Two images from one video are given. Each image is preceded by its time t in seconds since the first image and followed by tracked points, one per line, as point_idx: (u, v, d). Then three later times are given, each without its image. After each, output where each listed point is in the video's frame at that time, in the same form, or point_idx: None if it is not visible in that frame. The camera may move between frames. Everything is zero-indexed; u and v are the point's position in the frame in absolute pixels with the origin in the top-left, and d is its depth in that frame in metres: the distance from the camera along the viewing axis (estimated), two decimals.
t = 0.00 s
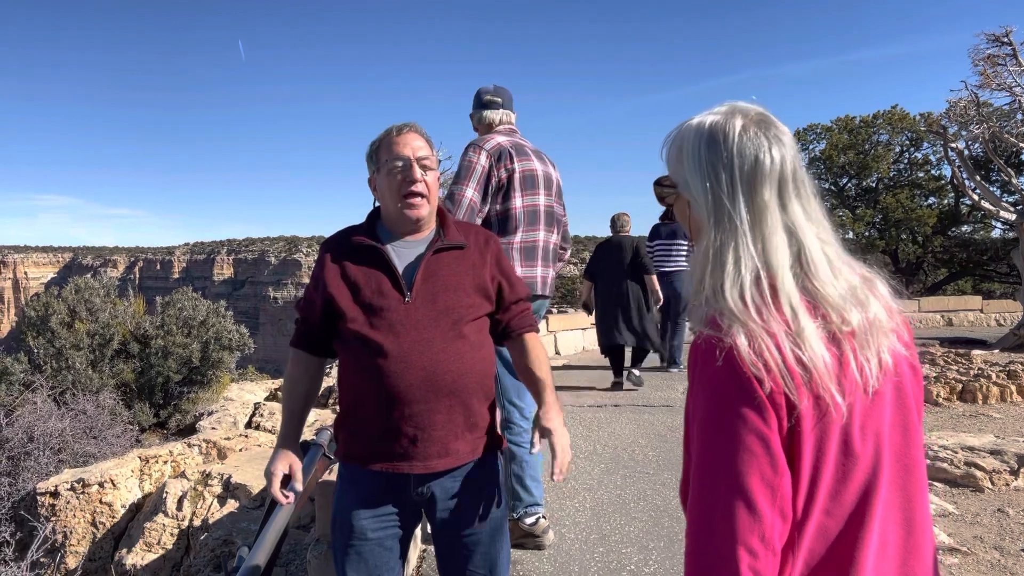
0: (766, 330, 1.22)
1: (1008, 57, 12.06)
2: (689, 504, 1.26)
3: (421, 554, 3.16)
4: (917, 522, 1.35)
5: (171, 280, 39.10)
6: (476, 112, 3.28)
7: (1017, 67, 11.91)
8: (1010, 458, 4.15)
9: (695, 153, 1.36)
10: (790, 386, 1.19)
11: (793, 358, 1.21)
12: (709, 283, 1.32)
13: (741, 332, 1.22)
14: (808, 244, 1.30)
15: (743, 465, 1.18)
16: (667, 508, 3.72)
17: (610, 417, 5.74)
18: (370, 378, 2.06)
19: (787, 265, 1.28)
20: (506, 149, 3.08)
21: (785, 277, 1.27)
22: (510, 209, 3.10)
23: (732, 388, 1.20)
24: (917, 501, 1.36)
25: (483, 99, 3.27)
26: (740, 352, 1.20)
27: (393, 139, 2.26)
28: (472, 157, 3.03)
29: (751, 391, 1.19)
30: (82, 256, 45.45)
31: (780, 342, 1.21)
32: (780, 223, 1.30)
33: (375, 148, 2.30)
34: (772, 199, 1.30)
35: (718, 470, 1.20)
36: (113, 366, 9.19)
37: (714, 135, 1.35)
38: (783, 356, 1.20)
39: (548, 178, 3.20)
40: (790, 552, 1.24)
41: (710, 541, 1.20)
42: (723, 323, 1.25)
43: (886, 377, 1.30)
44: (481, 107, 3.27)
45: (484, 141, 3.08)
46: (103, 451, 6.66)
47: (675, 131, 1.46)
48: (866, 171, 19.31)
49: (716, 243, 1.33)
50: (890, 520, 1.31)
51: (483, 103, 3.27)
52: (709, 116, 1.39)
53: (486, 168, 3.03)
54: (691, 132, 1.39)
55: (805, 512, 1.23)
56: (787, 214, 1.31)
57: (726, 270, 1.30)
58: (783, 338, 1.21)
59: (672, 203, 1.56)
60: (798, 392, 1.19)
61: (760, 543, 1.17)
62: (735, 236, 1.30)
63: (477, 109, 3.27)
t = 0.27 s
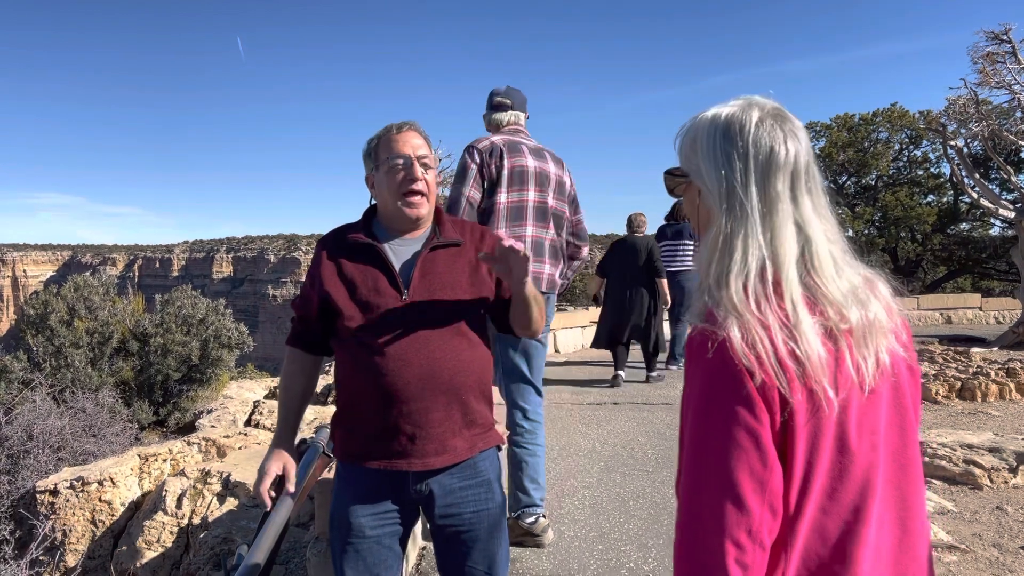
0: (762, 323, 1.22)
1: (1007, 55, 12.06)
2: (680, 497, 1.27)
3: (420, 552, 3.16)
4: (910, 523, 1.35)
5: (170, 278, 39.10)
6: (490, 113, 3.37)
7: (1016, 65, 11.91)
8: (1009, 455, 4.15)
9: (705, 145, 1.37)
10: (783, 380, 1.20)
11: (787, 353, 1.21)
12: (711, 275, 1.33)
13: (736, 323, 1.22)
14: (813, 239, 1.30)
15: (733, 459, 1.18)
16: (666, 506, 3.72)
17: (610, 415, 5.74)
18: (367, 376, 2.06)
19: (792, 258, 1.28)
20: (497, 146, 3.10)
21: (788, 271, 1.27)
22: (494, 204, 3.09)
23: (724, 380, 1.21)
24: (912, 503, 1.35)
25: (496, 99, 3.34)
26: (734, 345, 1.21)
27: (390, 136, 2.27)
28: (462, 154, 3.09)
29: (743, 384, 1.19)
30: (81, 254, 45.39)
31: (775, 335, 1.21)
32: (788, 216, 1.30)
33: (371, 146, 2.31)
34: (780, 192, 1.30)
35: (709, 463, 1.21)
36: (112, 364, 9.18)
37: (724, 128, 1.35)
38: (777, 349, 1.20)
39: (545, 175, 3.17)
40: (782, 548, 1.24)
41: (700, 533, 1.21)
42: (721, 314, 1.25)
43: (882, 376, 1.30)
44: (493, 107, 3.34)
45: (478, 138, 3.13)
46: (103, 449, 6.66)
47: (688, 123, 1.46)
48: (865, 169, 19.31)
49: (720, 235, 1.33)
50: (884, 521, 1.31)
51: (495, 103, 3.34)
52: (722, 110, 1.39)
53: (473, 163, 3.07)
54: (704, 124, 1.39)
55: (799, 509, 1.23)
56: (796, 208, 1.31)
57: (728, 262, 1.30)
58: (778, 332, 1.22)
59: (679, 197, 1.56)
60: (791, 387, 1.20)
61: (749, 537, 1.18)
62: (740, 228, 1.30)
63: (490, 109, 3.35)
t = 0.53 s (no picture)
0: (761, 318, 1.22)
1: (1006, 53, 12.07)
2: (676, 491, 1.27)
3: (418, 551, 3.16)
4: (908, 522, 1.35)
5: (168, 277, 39.06)
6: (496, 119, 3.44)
7: (1015, 63, 11.91)
8: (1008, 453, 4.15)
9: (709, 139, 1.37)
10: (781, 375, 1.19)
11: (785, 348, 1.21)
12: (712, 270, 1.32)
13: (734, 317, 1.22)
14: (816, 236, 1.30)
15: (728, 454, 1.18)
16: (665, 504, 3.72)
17: (609, 413, 5.74)
18: (357, 376, 2.05)
19: (794, 254, 1.28)
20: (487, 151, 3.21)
21: (789, 267, 1.27)
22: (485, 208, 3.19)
23: (721, 374, 1.20)
24: (910, 501, 1.35)
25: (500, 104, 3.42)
26: (732, 339, 1.20)
27: (374, 134, 2.24)
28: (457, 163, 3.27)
29: (739, 379, 1.19)
30: (79, 253, 45.32)
31: (774, 330, 1.21)
32: (791, 212, 1.30)
33: (353, 144, 2.28)
34: (783, 187, 1.30)
35: (705, 457, 1.21)
36: (111, 362, 9.17)
37: (728, 122, 1.35)
38: (775, 345, 1.20)
39: (534, 175, 3.20)
40: (778, 544, 1.23)
41: (695, 527, 1.21)
42: (720, 309, 1.25)
43: (882, 374, 1.30)
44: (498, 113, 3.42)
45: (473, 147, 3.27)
46: (101, 448, 6.66)
47: (693, 119, 1.45)
48: (864, 167, 19.32)
49: (723, 230, 1.33)
50: (882, 519, 1.31)
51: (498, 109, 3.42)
52: (726, 105, 1.39)
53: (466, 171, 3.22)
54: (709, 119, 1.39)
55: (796, 505, 1.23)
56: (800, 204, 1.31)
57: (729, 256, 1.30)
58: (775, 328, 1.22)
59: (682, 192, 1.56)
60: (788, 383, 1.20)
61: (743, 532, 1.18)
62: (742, 223, 1.30)
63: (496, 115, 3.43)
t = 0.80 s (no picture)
0: (759, 315, 1.22)
1: (1003, 51, 12.09)
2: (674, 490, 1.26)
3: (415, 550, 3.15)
4: (908, 520, 1.35)
5: (165, 275, 38.99)
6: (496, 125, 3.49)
7: (1012, 61, 11.93)
8: (1005, 451, 4.15)
9: (707, 136, 1.36)
10: (779, 372, 1.19)
11: (783, 344, 1.21)
12: (710, 267, 1.31)
13: (731, 314, 1.22)
14: (815, 232, 1.30)
15: (726, 452, 1.18)
16: (662, 502, 3.72)
17: (606, 412, 5.73)
18: (347, 378, 2.03)
19: (793, 251, 1.27)
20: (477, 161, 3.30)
21: (788, 263, 1.26)
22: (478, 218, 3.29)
23: (718, 372, 1.20)
24: (909, 499, 1.35)
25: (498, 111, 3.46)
26: (729, 337, 1.20)
27: (354, 133, 2.20)
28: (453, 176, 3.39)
29: (737, 376, 1.18)
30: (76, 251, 45.16)
31: (772, 327, 1.21)
32: (790, 208, 1.29)
33: (330, 140, 2.23)
34: (782, 183, 1.29)
35: (702, 455, 1.20)
36: (107, 361, 9.14)
37: (726, 119, 1.35)
38: (772, 342, 1.20)
39: (521, 183, 3.25)
40: (778, 543, 1.23)
41: (694, 526, 1.20)
42: (717, 307, 1.25)
43: (881, 371, 1.30)
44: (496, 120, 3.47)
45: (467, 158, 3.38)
46: (98, 447, 6.64)
47: (690, 117, 1.45)
48: (861, 166, 19.33)
49: (721, 227, 1.32)
50: (882, 518, 1.30)
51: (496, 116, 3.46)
52: (723, 103, 1.38)
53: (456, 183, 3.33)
54: (707, 116, 1.38)
55: (795, 503, 1.22)
56: (799, 201, 1.31)
57: (728, 253, 1.29)
58: (773, 325, 1.21)
59: (677, 191, 1.55)
60: (786, 380, 1.19)
61: (742, 530, 1.17)
62: (741, 219, 1.29)
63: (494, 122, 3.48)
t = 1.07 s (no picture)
0: (756, 313, 1.22)
1: (1000, 51, 12.11)
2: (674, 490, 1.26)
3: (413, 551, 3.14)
4: (907, 517, 1.35)
5: (162, 275, 38.94)
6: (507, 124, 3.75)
7: (1008, 60, 11.95)
8: (1001, 449, 4.16)
9: (704, 135, 1.36)
10: (777, 371, 1.19)
11: (781, 342, 1.21)
12: (708, 265, 1.31)
13: (728, 313, 1.22)
14: (811, 229, 1.30)
15: (726, 452, 1.18)
16: (660, 501, 3.72)
17: (604, 410, 5.73)
18: (361, 372, 2.03)
19: (790, 249, 1.27)
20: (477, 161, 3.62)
21: (785, 260, 1.26)
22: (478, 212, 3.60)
23: (715, 371, 1.20)
24: (909, 497, 1.35)
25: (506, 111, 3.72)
26: (727, 336, 1.20)
27: (364, 132, 2.20)
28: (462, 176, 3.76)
29: (735, 375, 1.18)
30: (72, 251, 45.03)
31: (769, 325, 1.21)
32: (786, 205, 1.29)
33: (338, 138, 2.23)
34: (779, 180, 1.29)
35: (702, 455, 1.20)
36: (104, 361, 9.11)
37: (723, 118, 1.34)
38: (770, 340, 1.20)
39: (511, 177, 3.51)
40: (779, 542, 1.23)
41: (694, 526, 1.20)
42: (715, 306, 1.25)
43: (880, 369, 1.30)
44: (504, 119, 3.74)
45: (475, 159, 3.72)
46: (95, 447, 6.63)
47: (686, 117, 1.45)
48: (858, 165, 19.35)
49: (718, 224, 1.32)
50: (883, 516, 1.30)
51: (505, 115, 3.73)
52: (719, 102, 1.38)
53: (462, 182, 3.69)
54: (703, 115, 1.38)
55: (796, 502, 1.22)
56: (795, 199, 1.30)
57: (725, 251, 1.29)
58: (771, 323, 1.21)
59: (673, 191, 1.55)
60: (784, 378, 1.19)
61: (742, 530, 1.17)
62: (738, 217, 1.29)
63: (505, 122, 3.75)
